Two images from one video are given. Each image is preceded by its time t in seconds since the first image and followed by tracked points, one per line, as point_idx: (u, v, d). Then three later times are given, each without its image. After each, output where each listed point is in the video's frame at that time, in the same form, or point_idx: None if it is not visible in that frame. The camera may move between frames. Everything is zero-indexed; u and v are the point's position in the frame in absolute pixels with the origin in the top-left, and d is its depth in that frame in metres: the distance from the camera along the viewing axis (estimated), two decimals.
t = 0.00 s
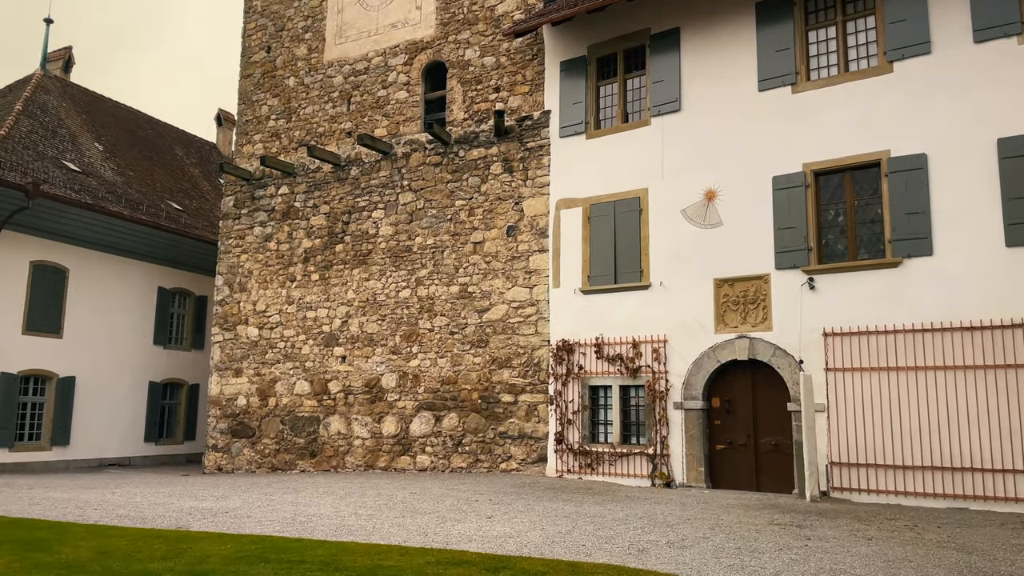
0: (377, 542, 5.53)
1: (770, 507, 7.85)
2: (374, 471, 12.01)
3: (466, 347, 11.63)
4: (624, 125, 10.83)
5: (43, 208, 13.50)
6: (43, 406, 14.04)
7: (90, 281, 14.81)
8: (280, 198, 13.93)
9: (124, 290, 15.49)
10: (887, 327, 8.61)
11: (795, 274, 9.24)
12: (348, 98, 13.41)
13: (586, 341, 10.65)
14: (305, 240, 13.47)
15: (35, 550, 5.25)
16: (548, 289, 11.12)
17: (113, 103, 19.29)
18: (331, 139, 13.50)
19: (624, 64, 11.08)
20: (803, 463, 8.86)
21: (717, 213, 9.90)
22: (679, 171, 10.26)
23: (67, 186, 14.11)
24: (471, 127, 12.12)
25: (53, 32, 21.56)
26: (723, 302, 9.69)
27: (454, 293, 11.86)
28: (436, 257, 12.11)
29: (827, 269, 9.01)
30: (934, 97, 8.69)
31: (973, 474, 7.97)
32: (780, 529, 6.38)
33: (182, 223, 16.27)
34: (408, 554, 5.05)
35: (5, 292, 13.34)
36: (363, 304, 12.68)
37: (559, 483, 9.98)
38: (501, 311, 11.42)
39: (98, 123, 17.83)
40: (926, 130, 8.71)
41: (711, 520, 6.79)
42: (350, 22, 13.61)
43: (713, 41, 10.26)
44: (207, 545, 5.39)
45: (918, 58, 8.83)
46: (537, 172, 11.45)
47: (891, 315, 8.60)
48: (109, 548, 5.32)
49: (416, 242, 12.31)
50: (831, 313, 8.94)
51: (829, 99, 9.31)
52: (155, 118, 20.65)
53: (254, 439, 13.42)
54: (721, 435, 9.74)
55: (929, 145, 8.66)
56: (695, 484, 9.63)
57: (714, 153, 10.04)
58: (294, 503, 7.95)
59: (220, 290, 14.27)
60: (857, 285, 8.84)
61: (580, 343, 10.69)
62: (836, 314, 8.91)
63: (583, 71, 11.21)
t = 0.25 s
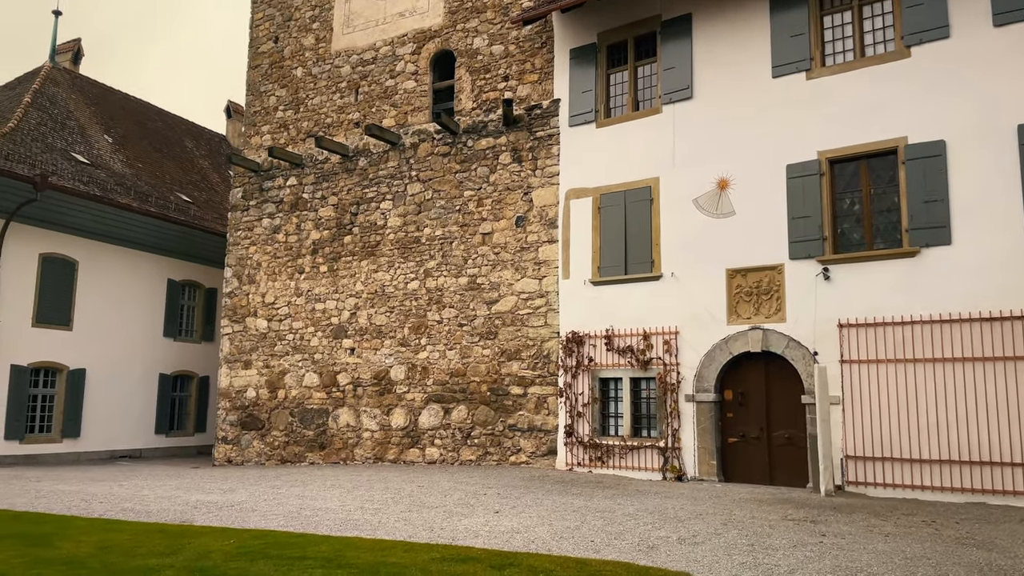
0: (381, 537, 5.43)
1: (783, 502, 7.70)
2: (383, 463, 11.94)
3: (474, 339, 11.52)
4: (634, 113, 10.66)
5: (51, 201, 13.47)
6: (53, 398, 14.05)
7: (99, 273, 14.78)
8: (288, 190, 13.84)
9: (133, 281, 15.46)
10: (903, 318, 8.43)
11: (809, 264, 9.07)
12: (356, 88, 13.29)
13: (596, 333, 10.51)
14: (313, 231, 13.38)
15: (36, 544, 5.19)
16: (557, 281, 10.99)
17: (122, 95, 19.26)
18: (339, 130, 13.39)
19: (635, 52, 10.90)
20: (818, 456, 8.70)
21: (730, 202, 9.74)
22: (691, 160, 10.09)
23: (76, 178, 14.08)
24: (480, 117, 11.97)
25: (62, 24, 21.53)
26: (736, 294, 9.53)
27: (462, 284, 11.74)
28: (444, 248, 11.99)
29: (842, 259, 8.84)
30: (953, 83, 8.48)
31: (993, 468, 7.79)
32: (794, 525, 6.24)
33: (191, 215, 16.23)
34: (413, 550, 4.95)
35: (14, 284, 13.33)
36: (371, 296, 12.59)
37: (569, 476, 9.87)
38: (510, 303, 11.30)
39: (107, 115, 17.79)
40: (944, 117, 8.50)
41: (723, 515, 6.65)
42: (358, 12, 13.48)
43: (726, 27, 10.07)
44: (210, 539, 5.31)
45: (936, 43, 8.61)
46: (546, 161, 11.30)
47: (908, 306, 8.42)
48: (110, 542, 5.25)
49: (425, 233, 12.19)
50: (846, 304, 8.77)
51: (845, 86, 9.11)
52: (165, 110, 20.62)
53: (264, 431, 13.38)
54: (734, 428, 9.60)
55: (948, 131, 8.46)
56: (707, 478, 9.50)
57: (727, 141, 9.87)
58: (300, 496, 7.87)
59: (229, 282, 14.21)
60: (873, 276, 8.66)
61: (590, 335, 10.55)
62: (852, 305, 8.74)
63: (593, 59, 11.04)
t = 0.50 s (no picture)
0: (387, 530, 5.33)
1: (799, 495, 7.55)
2: (393, 455, 11.87)
3: (485, 330, 11.41)
4: (647, 101, 10.49)
5: (62, 192, 13.46)
6: (66, 390, 14.06)
7: (110, 265, 14.78)
8: (298, 181, 13.76)
9: (145, 273, 15.47)
10: (922, 307, 8.25)
11: (826, 253, 8.90)
12: (366, 78, 13.19)
13: (608, 324, 10.38)
14: (323, 222, 13.30)
15: (38, 536, 5.12)
16: (569, 271, 10.86)
17: (134, 88, 19.25)
18: (349, 120, 13.30)
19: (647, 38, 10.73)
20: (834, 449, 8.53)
21: (744, 190, 9.57)
22: (705, 148, 9.92)
23: (87, 170, 14.06)
24: (490, 106, 11.84)
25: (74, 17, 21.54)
26: (751, 283, 9.37)
27: (473, 275, 11.63)
28: (455, 239, 11.88)
29: (860, 247, 8.66)
30: (974, 66, 8.28)
31: (1020, 462, 7.59)
32: (810, 519, 6.09)
33: (202, 207, 16.21)
34: (418, 543, 4.84)
35: (26, 276, 13.35)
36: (381, 288, 12.50)
37: (580, 468, 9.75)
38: (521, 294, 11.18)
39: (118, 108, 17.79)
40: (965, 101, 8.30)
41: (737, 508, 6.51)
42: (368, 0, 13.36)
43: (740, 11, 9.88)
44: (213, 532, 5.23)
45: (957, 25, 8.41)
46: (557, 150, 11.16)
47: (927, 295, 8.24)
48: (112, 534, 5.17)
49: (435, 224, 12.08)
50: (863, 293, 8.60)
51: (862, 70, 8.92)
52: (176, 102, 20.61)
53: (275, 422, 13.35)
54: (748, 420, 9.45)
55: (968, 116, 8.26)
56: (721, 470, 9.35)
57: (741, 128, 9.69)
58: (308, 488, 7.79)
59: (239, 273, 14.16)
60: (891, 264, 8.48)
61: (602, 326, 10.42)
62: (869, 294, 8.57)
63: (605, 45, 10.87)
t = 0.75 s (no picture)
0: (389, 523, 5.22)
1: (813, 488, 7.38)
2: (403, 447, 11.78)
3: (494, 321, 11.29)
4: (658, 87, 10.30)
5: (71, 184, 13.43)
6: (76, 382, 14.07)
7: (120, 257, 14.77)
8: (307, 171, 13.66)
9: (155, 265, 15.45)
10: (940, 296, 8.05)
11: (841, 241, 8.71)
12: (374, 67, 13.06)
13: (619, 314, 10.22)
14: (332, 213, 13.20)
15: (35, 528, 5.05)
16: (579, 261, 10.71)
17: (144, 80, 19.21)
18: (357, 109, 13.18)
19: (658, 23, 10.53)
20: (849, 441, 8.36)
21: (758, 177, 9.39)
22: (718, 134, 9.73)
23: (96, 162, 14.03)
24: (499, 94, 11.68)
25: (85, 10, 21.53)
26: (764, 272, 9.19)
27: (482, 266, 11.50)
28: (463, 229, 11.75)
29: (876, 235, 8.47)
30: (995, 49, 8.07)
31: None
32: (824, 512, 5.93)
33: (212, 198, 16.16)
34: (419, 536, 4.73)
35: (36, 269, 13.35)
36: (390, 278, 12.39)
37: (590, 460, 9.62)
38: (531, 284, 11.04)
39: (129, 99, 17.75)
40: (985, 84, 8.09)
41: (749, 501, 6.35)
42: None
43: None
44: (212, 524, 5.14)
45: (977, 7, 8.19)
46: (567, 138, 11.00)
47: (946, 284, 8.04)
48: (111, 526, 5.09)
49: (444, 214, 11.96)
50: (880, 282, 8.41)
51: (879, 54, 8.72)
52: (187, 94, 20.56)
53: (285, 414, 13.29)
54: (762, 411, 9.28)
55: (988, 100, 8.05)
56: (733, 463, 9.19)
57: (754, 114, 9.50)
58: (314, 480, 7.69)
59: (249, 265, 14.09)
60: (908, 252, 8.29)
61: (613, 317, 10.27)
62: (885, 283, 8.38)
63: (616, 31, 10.69)
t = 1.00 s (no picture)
0: (392, 523, 5.10)
1: (829, 485, 7.20)
2: (412, 442, 11.69)
3: (504, 315, 11.15)
4: (670, 76, 10.11)
5: (80, 179, 13.38)
6: (87, 377, 14.06)
7: (130, 252, 14.74)
8: (315, 165, 13.56)
9: (165, 260, 15.41)
10: (960, 288, 7.85)
11: (858, 232, 8.50)
12: (382, 59, 12.93)
13: (630, 308, 10.06)
14: (341, 207, 13.10)
15: (33, 527, 4.97)
16: (589, 254, 10.56)
17: (155, 74, 19.18)
18: (365, 102, 13.07)
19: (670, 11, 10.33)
20: (866, 437, 8.18)
21: (772, 168, 9.20)
22: (731, 124, 9.54)
23: (105, 156, 13.99)
24: (508, 85, 11.52)
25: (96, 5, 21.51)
26: (779, 265, 9.00)
27: (491, 260, 11.36)
28: (473, 222, 11.61)
29: (894, 226, 8.27)
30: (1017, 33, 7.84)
31: None
32: (839, 511, 5.76)
33: (222, 193, 16.11)
34: (421, 537, 4.61)
35: (46, 264, 13.34)
36: (399, 272, 12.28)
37: (601, 456, 9.48)
38: (541, 278, 10.90)
39: (139, 94, 17.72)
40: (1006, 70, 7.87)
41: (762, 500, 6.19)
42: None
43: None
44: (212, 523, 5.05)
45: None
46: (577, 129, 10.83)
47: (965, 276, 7.84)
48: (109, 525, 5.01)
49: (453, 207, 11.82)
50: (897, 274, 8.20)
51: (896, 40, 8.50)
52: (197, 88, 20.51)
53: (295, 409, 13.23)
54: (776, 407, 9.10)
55: (1010, 86, 7.83)
56: (747, 459, 9.02)
57: (769, 103, 9.30)
58: (320, 477, 7.59)
59: (258, 259, 14.01)
60: (927, 243, 8.08)
61: (625, 311, 10.10)
62: (903, 275, 8.17)
63: (627, 20, 10.50)
